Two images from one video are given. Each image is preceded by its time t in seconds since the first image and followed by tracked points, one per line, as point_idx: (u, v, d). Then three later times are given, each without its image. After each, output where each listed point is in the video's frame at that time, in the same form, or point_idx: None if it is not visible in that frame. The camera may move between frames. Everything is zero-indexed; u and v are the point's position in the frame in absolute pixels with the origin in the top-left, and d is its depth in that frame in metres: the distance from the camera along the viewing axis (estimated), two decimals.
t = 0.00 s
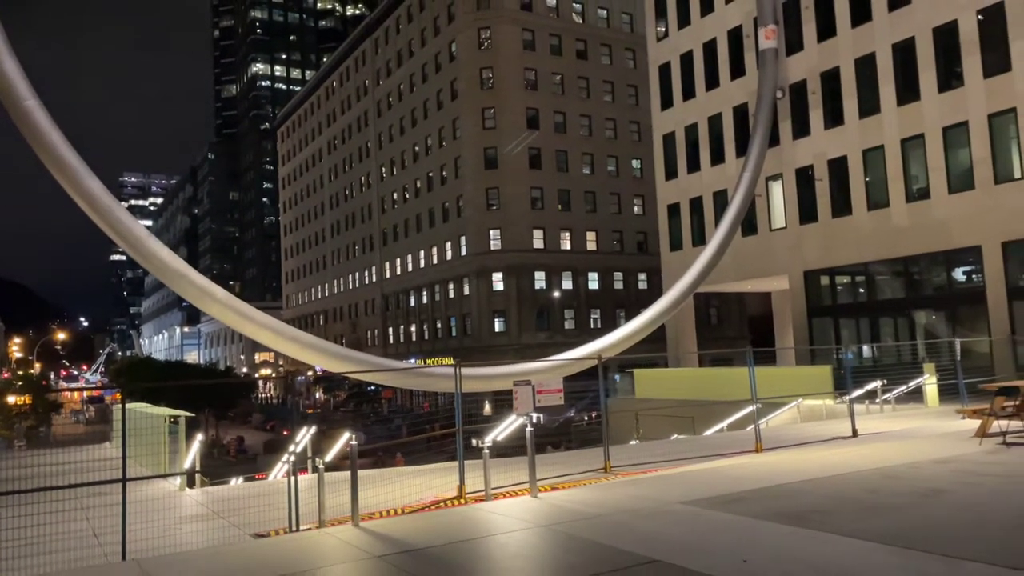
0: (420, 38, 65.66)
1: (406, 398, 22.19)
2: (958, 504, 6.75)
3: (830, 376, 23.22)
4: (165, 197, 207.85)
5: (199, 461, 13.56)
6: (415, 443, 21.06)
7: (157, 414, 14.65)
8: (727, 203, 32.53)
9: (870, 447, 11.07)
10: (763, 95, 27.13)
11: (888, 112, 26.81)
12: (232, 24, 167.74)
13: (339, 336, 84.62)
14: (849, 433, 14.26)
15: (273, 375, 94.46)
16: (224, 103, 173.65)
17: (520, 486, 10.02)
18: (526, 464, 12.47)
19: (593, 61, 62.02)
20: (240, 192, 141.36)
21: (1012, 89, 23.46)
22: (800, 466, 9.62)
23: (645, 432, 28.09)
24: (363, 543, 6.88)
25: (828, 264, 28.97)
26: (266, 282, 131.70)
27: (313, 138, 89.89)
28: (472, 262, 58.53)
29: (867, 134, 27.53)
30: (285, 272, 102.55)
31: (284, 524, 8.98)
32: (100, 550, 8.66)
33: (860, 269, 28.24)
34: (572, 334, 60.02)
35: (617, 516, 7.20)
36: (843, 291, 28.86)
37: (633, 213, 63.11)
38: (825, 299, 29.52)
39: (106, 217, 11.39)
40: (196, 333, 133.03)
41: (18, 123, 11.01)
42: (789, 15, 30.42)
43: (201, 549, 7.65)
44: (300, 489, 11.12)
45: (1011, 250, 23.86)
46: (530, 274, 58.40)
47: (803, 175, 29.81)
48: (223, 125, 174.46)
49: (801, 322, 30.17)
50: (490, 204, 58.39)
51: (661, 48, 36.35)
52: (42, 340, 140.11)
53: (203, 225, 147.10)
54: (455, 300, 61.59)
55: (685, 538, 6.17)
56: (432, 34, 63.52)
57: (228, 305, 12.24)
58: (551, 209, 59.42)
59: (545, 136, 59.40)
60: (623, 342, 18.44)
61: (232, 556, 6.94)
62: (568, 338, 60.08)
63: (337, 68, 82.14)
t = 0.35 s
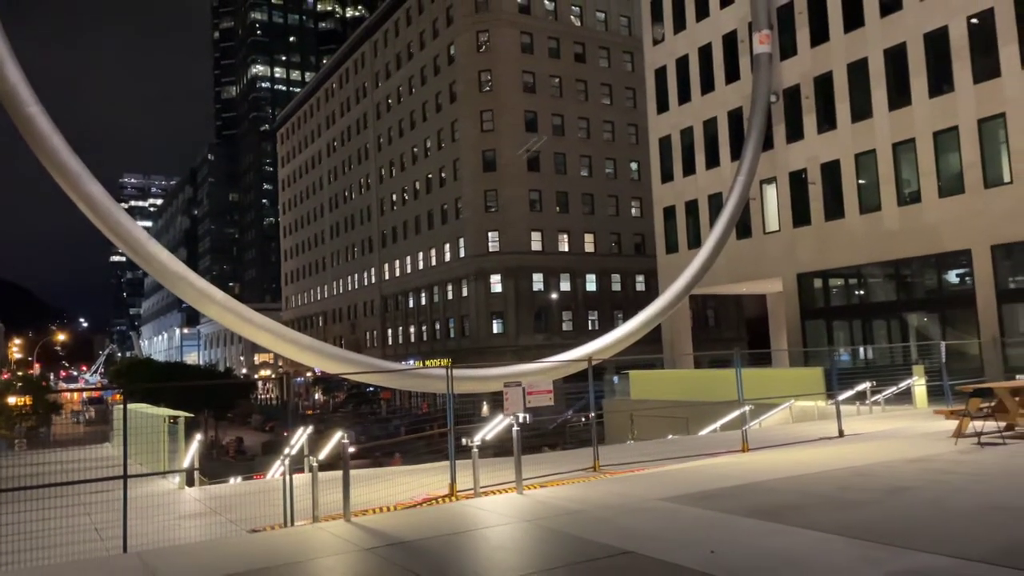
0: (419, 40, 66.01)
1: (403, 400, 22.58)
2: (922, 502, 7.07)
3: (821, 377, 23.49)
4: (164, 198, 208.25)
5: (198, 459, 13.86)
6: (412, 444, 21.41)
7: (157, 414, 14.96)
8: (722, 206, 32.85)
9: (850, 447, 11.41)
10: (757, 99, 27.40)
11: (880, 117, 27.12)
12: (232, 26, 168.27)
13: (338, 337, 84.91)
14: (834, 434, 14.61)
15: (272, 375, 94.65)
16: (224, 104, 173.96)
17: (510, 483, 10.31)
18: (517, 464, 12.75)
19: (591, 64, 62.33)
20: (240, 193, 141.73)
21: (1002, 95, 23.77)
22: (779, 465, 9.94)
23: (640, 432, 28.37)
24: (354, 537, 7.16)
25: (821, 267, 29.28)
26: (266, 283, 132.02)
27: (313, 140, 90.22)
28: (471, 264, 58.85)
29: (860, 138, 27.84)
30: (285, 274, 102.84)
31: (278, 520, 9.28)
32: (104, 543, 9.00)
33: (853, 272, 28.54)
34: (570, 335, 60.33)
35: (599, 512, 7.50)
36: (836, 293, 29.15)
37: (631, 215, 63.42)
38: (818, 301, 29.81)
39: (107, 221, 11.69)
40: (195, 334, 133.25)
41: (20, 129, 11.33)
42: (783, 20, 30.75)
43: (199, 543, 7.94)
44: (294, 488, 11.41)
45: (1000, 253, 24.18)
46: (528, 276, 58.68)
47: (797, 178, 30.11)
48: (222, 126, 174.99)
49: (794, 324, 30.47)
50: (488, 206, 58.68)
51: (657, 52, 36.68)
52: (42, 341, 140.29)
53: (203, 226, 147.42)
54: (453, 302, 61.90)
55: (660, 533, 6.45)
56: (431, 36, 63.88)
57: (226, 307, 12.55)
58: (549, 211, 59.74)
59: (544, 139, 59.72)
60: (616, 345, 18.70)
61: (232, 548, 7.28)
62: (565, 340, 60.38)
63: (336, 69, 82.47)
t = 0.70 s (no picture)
0: (417, 41, 66.14)
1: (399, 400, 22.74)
2: (896, 499, 7.25)
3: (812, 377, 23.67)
4: (163, 197, 208.38)
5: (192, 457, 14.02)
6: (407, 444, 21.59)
7: (153, 412, 15.14)
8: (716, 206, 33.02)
9: (834, 446, 11.59)
10: (751, 99, 27.52)
11: (873, 119, 27.28)
12: (231, 26, 168.53)
13: (336, 337, 85.07)
14: (821, 433, 14.81)
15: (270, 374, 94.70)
16: (223, 104, 174.09)
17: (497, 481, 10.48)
18: (506, 461, 12.88)
19: (588, 64, 62.51)
20: (238, 193, 141.88)
21: (993, 97, 23.95)
22: (762, 464, 10.11)
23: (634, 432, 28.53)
24: (341, 534, 7.30)
25: (814, 267, 29.44)
26: (265, 282, 132.20)
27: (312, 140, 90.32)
28: (468, 264, 59.02)
29: (853, 139, 28.00)
30: (283, 273, 102.96)
31: (268, 518, 9.44)
32: (97, 539, 9.20)
33: (846, 272, 28.70)
34: (567, 335, 60.51)
35: (579, 509, 7.69)
36: (830, 293, 29.30)
37: (629, 215, 63.57)
38: (812, 301, 29.98)
39: (102, 221, 11.80)
40: (194, 333, 133.44)
41: (17, 130, 11.48)
42: (777, 22, 30.94)
43: (188, 539, 8.10)
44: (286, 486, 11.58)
45: (991, 254, 24.37)
46: (525, 276, 58.85)
47: (791, 179, 30.27)
48: (221, 126, 175.17)
49: (788, 324, 30.64)
50: (486, 206, 58.79)
51: (653, 53, 36.86)
52: (41, 340, 140.54)
53: (202, 226, 147.53)
54: (451, 302, 62.09)
55: (638, 530, 6.62)
56: (429, 36, 64.03)
57: (221, 307, 12.68)
58: (547, 211, 59.90)
59: (541, 139, 59.88)
60: (608, 346, 18.78)
61: (221, 542, 7.49)
62: (563, 340, 60.55)
63: (335, 69, 82.53)
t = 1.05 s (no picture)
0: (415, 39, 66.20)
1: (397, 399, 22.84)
2: (878, 496, 7.33)
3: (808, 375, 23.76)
4: (162, 196, 208.50)
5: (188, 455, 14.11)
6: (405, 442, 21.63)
7: (149, 411, 15.23)
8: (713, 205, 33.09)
9: (823, 443, 11.68)
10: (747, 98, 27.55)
11: (868, 118, 27.36)
12: (231, 25, 168.59)
13: (335, 335, 85.16)
14: (814, 431, 14.88)
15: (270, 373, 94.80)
16: (223, 102, 174.02)
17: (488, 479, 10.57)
18: (499, 459, 12.95)
19: (587, 63, 62.55)
20: (238, 191, 141.93)
21: (988, 95, 24.01)
22: (750, 461, 10.21)
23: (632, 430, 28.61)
24: (330, 530, 7.38)
25: (810, 265, 29.50)
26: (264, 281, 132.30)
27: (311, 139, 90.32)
28: (467, 263, 59.07)
29: (848, 138, 28.08)
30: (282, 272, 103.01)
31: (260, 515, 9.54)
32: (89, 536, 9.30)
33: (842, 271, 28.78)
34: (565, 333, 60.59)
35: (566, 505, 7.79)
36: (827, 291, 29.36)
37: (627, 214, 63.65)
38: (808, 299, 30.05)
39: (98, 220, 11.86)
40: (193, 332, 133.65)
41: (13, 127, 11.53)
42: (774, 22, 31.00)
43: (180, 535, 8.18)
44: (281, 483, 11.66)
45: (986, 253, 24.45)
46: (523, 274, 58.94)
47: (787, 178, 30.33)
48: (220, 125, 175.18)
49: (784, 322, 30.71)
50: (484, 204, 58.82)
51: (650, 52, 36.92)
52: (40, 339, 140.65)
53: (201, 224, 147.64)
54: (449, 300, 62.17)
55: (623, 526, 6.71)
56: (427, 35, 64.08)
57: (217, 306, 12.73)
58: (545, 210, 59.97)
59: (539, 137, 59.92)
60: (599, 346, 18.73)
61: (213, 538, 7.61)
62: (561, 338, 60.62)
63: (334, 68, 82.54)
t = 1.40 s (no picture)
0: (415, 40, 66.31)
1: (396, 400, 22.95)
2: (868, 495, 7.50)
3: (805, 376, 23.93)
4: (162, 196, 208.56)
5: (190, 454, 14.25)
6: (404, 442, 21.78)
7: (150, 411, 15.36)
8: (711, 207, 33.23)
9: (818, 444, 11.83)
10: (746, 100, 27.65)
11: (866, 120, 27.50)
12: (231, 25, 168.66)
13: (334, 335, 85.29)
14: (811, 432, 15.02)
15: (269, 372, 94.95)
16: (223, 102, 174.05)
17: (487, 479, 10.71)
18: (499, 460, 13.08)
19: (586, 64, 62.69)
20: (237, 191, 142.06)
21: (985, 98, 24.16)
22: (744, 462, 10.37)
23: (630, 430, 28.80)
24: (331, 530, 7.51)
25: (808, 267, 29.64)
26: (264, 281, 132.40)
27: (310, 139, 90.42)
28: (466, 263, 59.21)
29: (846, 140, 28.22)
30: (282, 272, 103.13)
31: (262, 515, 9.66)
32: (93, 535, 9.46)
33: (839, 272, 28.94)
34: (564, 334, 60.72)
35: (563, 505, 7.94)
36: (825, 293, 29.50)
37: (626, 214, 63.80)
38: (806, 301, 30.20)
39: (99, 220, 11.99)
40: (193, 331, 133.84)
41: (14, 128, 11.65)
42: (772, 25, 31.15)
43: (183, 535, 8.30)
44: (282, 483, 11.78)
45: (982, 255, 24.61)
46: (523, 275, 59.09)
47: (785, 180, 30.47)
48: (220, 124, 175.25)
49: (782, 323, 30.86)
50: (484, 205, 58.93)
51: (649, 53, 37.07)
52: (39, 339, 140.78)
53: (201, 224, 147.78)
54: (449, 301, 62.32)
55: (620, 526, 6.84)
56: (427, 36, 64.23)
57: (218, 307, 12.85)
58: (545, 211, 60.11)
59: (539, 138, 60.06)
60: (599, 347, 18.84)
61: (218, 536, 7.75)
62: (560, 339, 60.76)
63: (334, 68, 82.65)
